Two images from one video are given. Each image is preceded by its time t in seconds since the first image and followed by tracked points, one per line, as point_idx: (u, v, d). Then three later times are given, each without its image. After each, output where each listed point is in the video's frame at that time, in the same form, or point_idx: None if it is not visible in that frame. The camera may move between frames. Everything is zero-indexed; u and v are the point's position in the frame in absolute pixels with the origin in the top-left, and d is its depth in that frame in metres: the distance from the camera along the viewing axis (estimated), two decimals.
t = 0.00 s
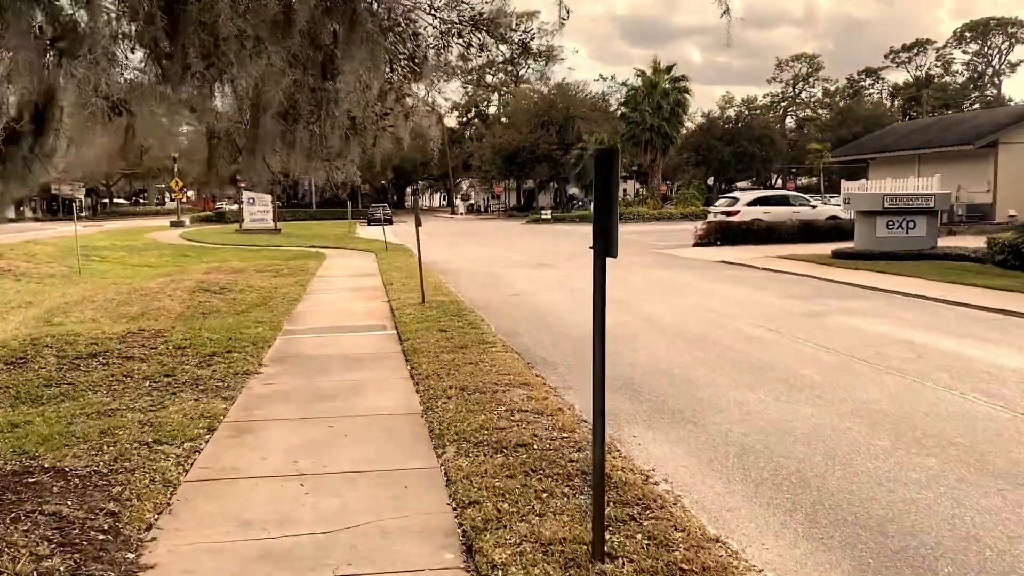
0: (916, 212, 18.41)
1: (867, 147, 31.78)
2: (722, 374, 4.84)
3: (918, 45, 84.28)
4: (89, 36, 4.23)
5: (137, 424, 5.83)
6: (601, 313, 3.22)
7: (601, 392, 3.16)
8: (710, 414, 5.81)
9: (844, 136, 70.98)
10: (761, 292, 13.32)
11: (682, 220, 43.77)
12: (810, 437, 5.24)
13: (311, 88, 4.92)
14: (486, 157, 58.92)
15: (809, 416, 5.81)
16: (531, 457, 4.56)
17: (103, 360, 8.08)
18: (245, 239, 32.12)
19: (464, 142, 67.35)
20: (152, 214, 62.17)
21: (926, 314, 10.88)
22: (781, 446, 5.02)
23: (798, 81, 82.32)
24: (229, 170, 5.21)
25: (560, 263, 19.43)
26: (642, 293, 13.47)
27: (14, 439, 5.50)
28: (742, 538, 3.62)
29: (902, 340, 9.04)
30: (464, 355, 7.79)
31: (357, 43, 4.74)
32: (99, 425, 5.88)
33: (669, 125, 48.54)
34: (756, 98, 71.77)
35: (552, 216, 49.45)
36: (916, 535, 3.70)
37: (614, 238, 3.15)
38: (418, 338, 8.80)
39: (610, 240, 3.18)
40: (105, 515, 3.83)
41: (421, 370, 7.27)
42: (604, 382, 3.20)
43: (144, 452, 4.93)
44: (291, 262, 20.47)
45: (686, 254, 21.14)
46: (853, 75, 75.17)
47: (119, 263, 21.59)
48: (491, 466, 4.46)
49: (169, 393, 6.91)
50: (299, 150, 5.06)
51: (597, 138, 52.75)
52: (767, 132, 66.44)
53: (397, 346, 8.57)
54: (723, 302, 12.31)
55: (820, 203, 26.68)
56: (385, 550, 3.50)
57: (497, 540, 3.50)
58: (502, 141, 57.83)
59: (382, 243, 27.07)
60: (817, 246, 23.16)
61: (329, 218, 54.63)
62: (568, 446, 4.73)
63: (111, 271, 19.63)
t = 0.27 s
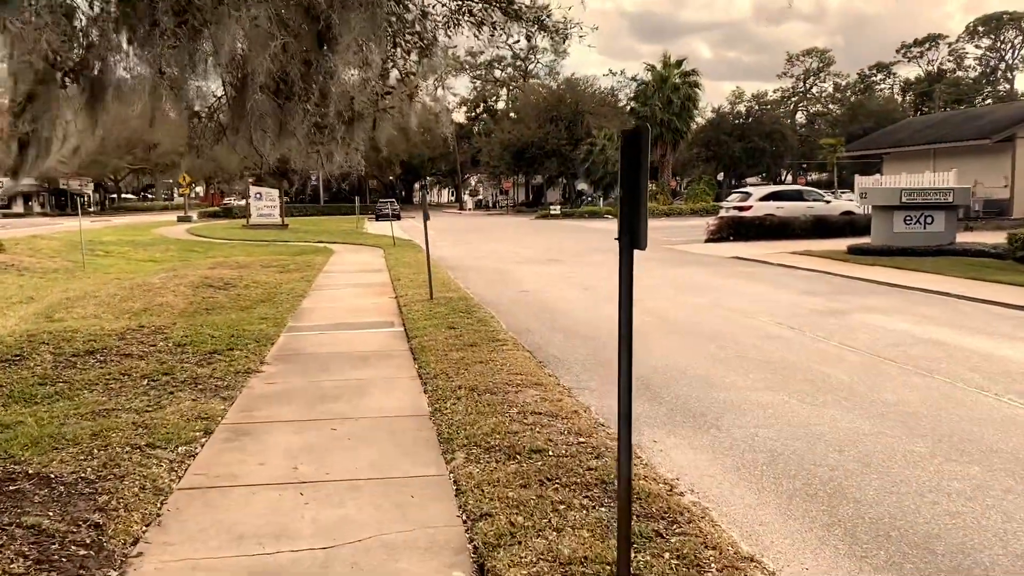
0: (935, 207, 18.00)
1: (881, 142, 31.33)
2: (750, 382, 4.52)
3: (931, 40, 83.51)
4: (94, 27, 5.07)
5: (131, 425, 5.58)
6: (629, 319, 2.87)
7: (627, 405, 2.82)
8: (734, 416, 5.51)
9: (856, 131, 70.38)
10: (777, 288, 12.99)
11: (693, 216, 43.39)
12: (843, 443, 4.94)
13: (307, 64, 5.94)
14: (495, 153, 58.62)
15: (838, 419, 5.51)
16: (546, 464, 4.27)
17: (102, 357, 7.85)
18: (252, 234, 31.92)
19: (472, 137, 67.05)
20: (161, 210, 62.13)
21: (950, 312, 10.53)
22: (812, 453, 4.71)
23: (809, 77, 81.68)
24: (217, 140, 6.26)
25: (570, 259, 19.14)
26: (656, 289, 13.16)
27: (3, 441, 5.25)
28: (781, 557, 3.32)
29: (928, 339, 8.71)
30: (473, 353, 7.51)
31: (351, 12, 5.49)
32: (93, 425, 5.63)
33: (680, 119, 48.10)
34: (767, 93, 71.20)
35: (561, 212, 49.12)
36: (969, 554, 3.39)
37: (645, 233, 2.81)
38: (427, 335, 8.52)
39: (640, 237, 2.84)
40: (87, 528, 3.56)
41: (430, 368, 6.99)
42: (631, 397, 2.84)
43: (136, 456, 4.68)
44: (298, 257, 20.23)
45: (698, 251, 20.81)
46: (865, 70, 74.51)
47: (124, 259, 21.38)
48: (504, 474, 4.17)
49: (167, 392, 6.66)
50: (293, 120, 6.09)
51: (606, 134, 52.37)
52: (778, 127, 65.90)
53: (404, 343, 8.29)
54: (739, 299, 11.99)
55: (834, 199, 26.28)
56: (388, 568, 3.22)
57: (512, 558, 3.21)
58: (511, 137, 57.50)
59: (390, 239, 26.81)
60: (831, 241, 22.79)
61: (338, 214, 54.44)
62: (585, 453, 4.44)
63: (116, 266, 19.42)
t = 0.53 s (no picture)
0: (952, 206, 17.61)
1: (893, 139, 30.95)
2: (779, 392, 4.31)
3: (941, 36, 82.87)
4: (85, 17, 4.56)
5: (127, 437, 5.32)
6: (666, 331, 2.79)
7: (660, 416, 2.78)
8: (760, 430, 5.21)
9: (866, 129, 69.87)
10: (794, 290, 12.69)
11: (702, 215, 43.05)
12: (878, 460, 4.64)
13: (306, 55, 5.38)
14: (503, 151, 58.34)
15: (869, 433, 5.22)
16: (565, 485, 4.01)
17: (100, 362, 7.59)
18: (258, 233, 31.71)
19: (480, 135, 66.75)
20: (168, 208, 62.02)
21: (974, 315, 10.21)
22: (846, 472, 4.42)
23: (818, 74, 81.16)
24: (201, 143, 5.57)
25: (579, 259, 18.84)
26: (669, 290, 12.87)
27: None
28: None
29: (954, 344, 8.39)
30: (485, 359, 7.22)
31: None
32: (86, 437, 5.37)
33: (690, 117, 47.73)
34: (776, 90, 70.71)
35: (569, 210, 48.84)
36: None
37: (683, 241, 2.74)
38: (436, 339, 8.25)
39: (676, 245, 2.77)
40: (70, 559, 3.29)
41: (439, 374, 6.73)
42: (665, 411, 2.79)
43: (129, 473, 4.41)
44: (304, 256, 20.00)
45: (709, 250, 20.50)
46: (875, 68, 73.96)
47: (129, 257, 21.18)
48: (519, 496, 3.91)
49: (167, 400, 6.40)
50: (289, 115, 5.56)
51: (615, 131, 52.02)
52: (787, 125, 65.40)
53: (410, 349, 8.01)
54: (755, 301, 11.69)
55: (847, 196, 25.91)
56: None
57: None
58: (518, 134, 57.21)
59: (397, 237, 26.58)
60: (844, 241, 22.45)
61: (345, 212, 54.29)
62: (605, 471, 4.17)
63: (120, 265, 19.22)
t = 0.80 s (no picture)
0: (966, 202, 17.27)
1: (903, 134, 30.59)
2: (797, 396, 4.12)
3: (951, 31, 82.21)
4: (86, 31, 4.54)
5: (113, 444, 5.07)
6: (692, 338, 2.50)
7: (685, 427, 2.51)
8: (780, 439, 4.92)
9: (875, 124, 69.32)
10: (806, 288, 12.38)
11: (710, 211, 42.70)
12: (910, 474, 4.35)
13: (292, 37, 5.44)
14: (509, 146, 58.03)
15: (896, 443, 4.93)
16: (576, 503, 3.73)
17: (92, 364, 7.34)
18: (262, 229, 31.45)
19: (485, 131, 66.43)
20: (173, 204, 61.87)
21: (995, 315, 9.91)
22: (875, 488, 4.13)
23: (826, 69, 80.59)
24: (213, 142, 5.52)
25: (586, 255, 18.55)
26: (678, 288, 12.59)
27: None
28: None
29: (977, 346, 8.09)
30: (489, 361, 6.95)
31: None
32: (70, 444, 5.12)
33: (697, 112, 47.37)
34: (784, 85, 70.21)
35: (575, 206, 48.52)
36: None
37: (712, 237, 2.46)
38: (439, 340, 7.98)
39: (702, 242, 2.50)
40: None
41: (442, 378, 6.44)
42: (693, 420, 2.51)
43: (111, 487, 4.15)
44: (307, 253, 19.78)
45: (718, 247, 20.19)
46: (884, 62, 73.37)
47: (131, 254, 20.97)
48: (526, 515, 3.64)
49: (158, 405, 6.15)
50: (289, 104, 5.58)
51: (621, 127, 51.66)
52: (794, 120, 64.97)
53: (413, 350, 7.74)
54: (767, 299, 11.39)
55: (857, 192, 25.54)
56: None
57: None
58: (524, 130, 56.88)
59: (402, 233, 26.33)
60: (855, 237, 22.11)
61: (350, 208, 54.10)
62: (618, 488, 3.89)
63: (122, 262, 19.01)
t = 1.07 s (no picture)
0: (983, 199, 16.90)
1: (914, 131, 30.21)
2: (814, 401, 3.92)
3: (960, 27, 81.65)
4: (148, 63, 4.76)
5: (95, 456, 4.78)
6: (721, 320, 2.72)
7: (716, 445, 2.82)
8: (803, 453, 4.62)
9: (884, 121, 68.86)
10: (820, 288, 12.06)
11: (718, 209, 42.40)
12: (947, 492, 4.05)
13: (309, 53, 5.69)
14: (515, 144, 57.75)
15: (929, 456, 4.63)
16: (587, 527, 3.44)
17: (82, 369, 7.08)
18: (267, 227, 31.21)
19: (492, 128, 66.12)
20: (179, 203, 61.71)
21: (1017, 315, 9.59)
22: (911, 508, 3.83)
23: (834, 65, 80.15)
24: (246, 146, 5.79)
25: (594, 254, 18.24)
26: (689, 288, 12.28)
27: None
28: None
29: (1002, 349, 7.77)
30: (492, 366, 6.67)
31: None
32: (52, 457, 4.85)
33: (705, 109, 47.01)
34: (792, 81, 69.72)
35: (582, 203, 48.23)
36: None
37: (746, 237, 2.61)
38: (443, 343, 7.69)
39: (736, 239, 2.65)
40: None
41: (444, 384, 6.16)
42: (720, 389, 2.78)
43: (88, 507, 3.88)
44: (310, 252, 19.52)
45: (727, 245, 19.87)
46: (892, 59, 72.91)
47: (133, 253, 20.74)
48: (533, 540, 3.36)
49: (147, 414, 5.86)
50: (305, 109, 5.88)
51: (629, 124, 51.42)
52: (803, 117, 64.53)
53: (415, 354, 7.46)
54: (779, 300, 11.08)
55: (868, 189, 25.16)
56: None
57: None
58: (530, 127, 56.59)
59: (408, 232, 26.07)
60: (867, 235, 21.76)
61: (356, 206, 53.90)
62: (632, 511, 3.60)
63: (123, 261, 18.77)
